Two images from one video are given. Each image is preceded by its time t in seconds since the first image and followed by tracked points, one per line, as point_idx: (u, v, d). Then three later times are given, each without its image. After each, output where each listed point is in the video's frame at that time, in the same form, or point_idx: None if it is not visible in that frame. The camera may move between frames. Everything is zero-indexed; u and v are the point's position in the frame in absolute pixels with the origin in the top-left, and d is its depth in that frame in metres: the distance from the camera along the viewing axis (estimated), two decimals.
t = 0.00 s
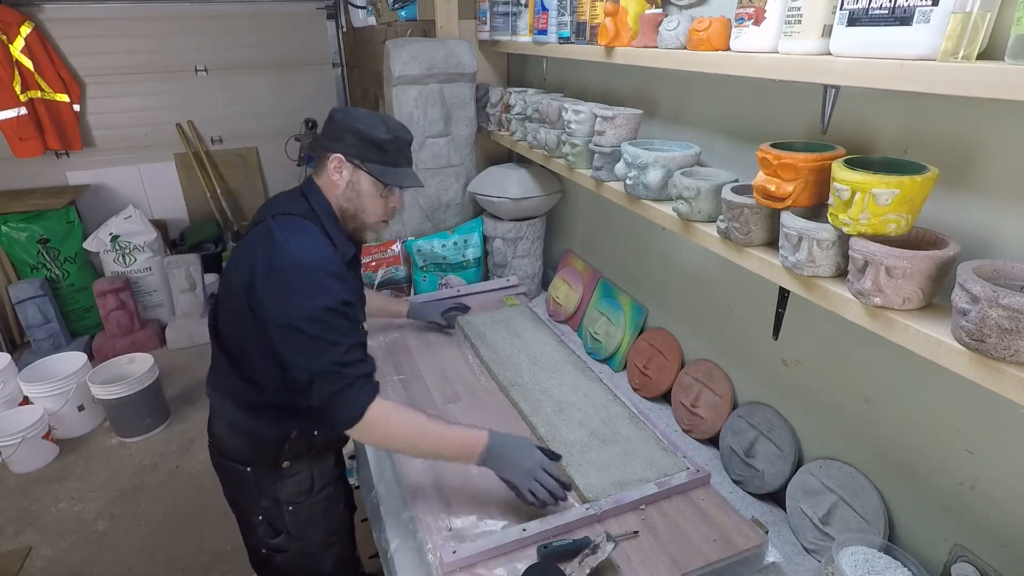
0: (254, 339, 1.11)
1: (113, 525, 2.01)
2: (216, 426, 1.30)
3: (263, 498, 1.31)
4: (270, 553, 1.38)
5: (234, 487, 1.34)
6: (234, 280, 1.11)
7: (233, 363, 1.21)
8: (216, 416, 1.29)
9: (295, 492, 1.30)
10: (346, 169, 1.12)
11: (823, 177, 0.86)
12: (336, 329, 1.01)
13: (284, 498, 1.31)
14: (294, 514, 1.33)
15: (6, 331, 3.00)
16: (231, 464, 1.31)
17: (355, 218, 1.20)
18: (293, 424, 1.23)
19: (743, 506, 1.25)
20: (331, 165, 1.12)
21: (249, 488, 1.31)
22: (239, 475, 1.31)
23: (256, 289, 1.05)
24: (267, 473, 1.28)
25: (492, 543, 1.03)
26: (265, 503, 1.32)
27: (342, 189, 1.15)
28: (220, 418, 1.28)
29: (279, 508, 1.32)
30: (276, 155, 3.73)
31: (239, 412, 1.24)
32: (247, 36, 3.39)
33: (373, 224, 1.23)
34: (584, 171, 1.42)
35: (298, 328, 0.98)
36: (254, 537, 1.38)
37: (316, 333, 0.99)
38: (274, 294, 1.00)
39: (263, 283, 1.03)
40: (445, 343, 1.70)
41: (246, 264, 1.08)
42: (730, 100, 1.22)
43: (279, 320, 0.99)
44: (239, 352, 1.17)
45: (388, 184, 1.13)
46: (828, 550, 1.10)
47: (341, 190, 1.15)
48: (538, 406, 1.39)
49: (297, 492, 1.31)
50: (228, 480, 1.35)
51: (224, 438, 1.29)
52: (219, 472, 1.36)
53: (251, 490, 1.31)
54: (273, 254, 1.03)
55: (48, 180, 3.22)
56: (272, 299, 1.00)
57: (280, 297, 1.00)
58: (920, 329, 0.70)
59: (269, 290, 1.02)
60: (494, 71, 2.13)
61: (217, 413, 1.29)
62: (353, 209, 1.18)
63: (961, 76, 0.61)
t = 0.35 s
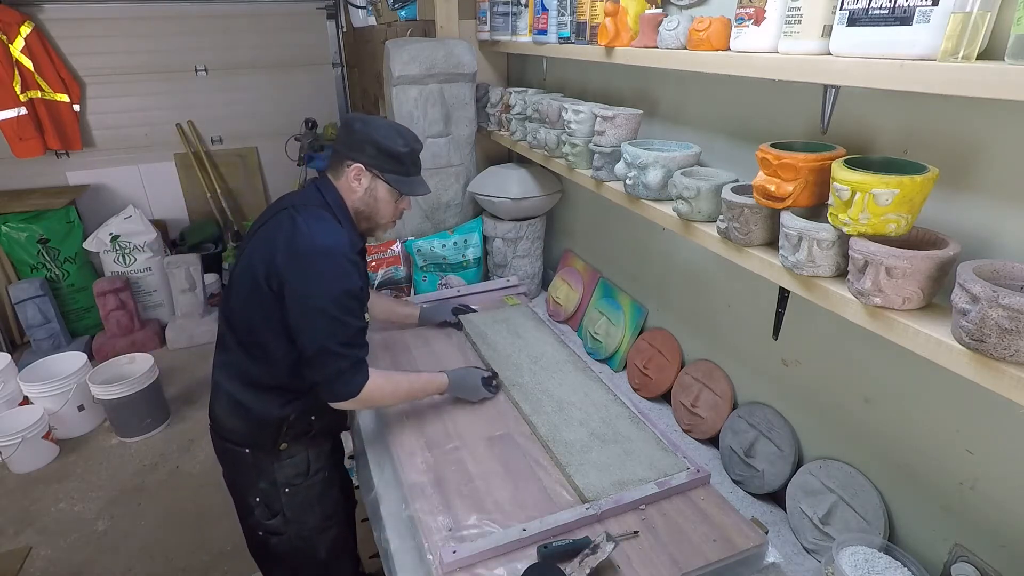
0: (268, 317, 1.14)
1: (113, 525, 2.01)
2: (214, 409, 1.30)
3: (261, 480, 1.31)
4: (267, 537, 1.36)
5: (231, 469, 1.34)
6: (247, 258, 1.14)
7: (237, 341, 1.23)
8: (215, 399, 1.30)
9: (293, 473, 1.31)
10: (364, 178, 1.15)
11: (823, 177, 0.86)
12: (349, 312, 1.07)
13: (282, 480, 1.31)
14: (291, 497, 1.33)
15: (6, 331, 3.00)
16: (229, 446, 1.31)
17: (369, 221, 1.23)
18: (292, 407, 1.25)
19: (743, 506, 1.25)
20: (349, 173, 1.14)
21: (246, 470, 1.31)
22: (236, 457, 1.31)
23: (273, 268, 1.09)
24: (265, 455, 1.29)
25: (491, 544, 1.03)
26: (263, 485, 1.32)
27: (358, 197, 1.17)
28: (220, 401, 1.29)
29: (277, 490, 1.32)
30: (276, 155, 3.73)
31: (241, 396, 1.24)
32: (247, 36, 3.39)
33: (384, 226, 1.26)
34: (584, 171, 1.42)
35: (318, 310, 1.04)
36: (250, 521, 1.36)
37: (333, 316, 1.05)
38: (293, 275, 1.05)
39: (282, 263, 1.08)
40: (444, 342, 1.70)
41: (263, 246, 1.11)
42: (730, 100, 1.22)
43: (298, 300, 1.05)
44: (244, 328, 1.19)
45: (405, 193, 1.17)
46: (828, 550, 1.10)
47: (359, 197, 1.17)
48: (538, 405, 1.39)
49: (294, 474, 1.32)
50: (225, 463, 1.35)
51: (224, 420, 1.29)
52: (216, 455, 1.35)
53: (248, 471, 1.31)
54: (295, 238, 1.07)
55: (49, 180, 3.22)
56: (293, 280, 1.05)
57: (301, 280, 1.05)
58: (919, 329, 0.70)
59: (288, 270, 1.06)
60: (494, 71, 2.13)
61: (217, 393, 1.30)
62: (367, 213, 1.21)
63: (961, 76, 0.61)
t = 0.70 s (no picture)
0: (271, 301, 1.15)
1: (113, 525, 2.01)
2: (214, 394, 1.31)
3: (259, 466, 1.31)
4: (265, 524, 1.36)
5: (230, 456, 1.34)
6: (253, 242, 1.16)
7: (239, 327, 1.24)
8: (215, 384, 1.30)
9: (290, 459, 1.30)
10: (370, 182, 1.16)
11: (823, 178, 0.86)
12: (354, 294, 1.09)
13: (279, 465, 1.31)
14: (289, 484, 1.32)
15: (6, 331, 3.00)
16: (228, 432, 1.31)
17: (371, 220, 1.25)
18: (291, 393, 1.25)
19: (743, 506, 1.25)
20: (354, 177, 1.16)
21: (245, 456, 1.32)
22: (235, 443, 1.31)
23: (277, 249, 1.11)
24: (263, 440, 1.29)
25: (491, 544, 1.03)
26: (262, 471, 1.32)
27: (361, 200, 1.19)
28: (220, 386, 1.30)
29: (274, 476, 1.31)
30: (277, 155, 3.73)
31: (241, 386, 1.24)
32: (247, 36, 3.39)
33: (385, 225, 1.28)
34: (584, 170, 1.43)
35: (324, 291, 1.06)
36: (249, 509, 1.36)
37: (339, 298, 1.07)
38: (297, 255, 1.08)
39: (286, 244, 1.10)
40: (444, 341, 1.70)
41: (270, 230, 1.13)
42: (730, 100, 1.22)
43: (305, 283, 1.07)
44: (248, 314, 1.20)
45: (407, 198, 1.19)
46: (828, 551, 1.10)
47: (364, 200, 1.19)
48: (538, 404, 1.39)
49: (292, 460, 1.31)
50: (223, 450, 1.35)
51: (223, 406, 1.29)
52: (215, 441, 1.35)
53: (247, 457, 1.31)
54: (304, 221, 1.09)
55: (49, 180, 3.22)
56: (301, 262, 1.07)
57: (309, 262, 1.06)
58: (919, 330, 0.69)
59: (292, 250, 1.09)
60: (494, 71, 2.13)
61: (217, 379, 1.30)
62: (370, 215, 1.23)
63: (961, 76, 0.61)
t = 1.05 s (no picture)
0: (271, 300, 1.15)
1: (113, 525, 2.01)
2: (216, 391, 1.31)
3: (260, 462, 1.32)
4: (266, 521, 1.37)
5: (232, 453, 1.35)
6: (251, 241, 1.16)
7: (239, 325, 1.24)
8: (217, 382, 1.31)
9: (290, 456, 1.30)
10: (361, 177, 1.15)
11: (823, 178, 0.86)
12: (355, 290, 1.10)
13: (279, 462, 1.31)
14: (289, 480, 1.33)
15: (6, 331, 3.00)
16: (230, 429, 1.32)
17: (364, 217, 1.22)
18: (291, 390, 1.25)
19: (743, 506, 1.25)
20: (345, 172, 1.14)
21: (246, 453, 1.32)
22: (236, 440, 1.32)
23: (276, 248, 1.11)
24: (263, 437, 1.30)
25: (491, 544, 1.03)
26: (262, 468, 1.32)
27: (354, 196, 1.17)
28: (221, 384, 1.30)
29: (274, 473, 1.32)
30: (277, 155, 3.73)
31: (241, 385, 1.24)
32: (248, 36, 3.39)
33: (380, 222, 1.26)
34: (584, 171, 1.43)
35: (328, 289, 1.07)
36: (251, 505, 1.37)
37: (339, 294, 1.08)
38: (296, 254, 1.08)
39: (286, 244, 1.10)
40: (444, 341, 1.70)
41: (266, 231, 1.13)
42: (730, 100, 1.22)
43: (305, 281, 1.07)
44: (248, 313, 1.20)
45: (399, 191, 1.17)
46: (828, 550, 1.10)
47: (355, 196, 1.17)
48: (539, 399, 1.39)
49: (292, 456, 1.31)
50: (225, 446, 1.35)
51: (224, 404, 1.30)
52: (217, 438, 1.36)
53: (248, 454, 1.32)
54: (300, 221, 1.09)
55: (49, 180, 3.22)
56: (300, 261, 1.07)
57: (308, 260, 1.06)
58: (919, 330, 0.69)
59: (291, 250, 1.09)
60: (494, 71, 2.13)
61: (219, 376, 1.30)
62: (363, 212, 1.21)
63: (960, 76, 0.61)
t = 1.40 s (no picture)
0: (265, 321, 1.15)
1: (113, 525, 2.01)
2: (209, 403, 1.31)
3: (254, 473, 1.31)
4: (263, 530, 1.37)
5: (227, 463, 1.35)
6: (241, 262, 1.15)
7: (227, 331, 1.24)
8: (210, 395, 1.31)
9: (284, 467, 1.30)
10: (350, 181, 1.13)
11: (823, 178, 0.86)
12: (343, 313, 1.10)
13: (274, 473, 1.31)
14: (284, 491, 1.32)
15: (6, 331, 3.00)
16: (224, 440, 1.32)
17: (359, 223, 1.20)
18: (283, 404, 1.24)
19: (743, 506, 1.25)
20: (335, 175, 1.13)
21: (241, 463, 1.32)
22: (230, 451, 1.32)
23: (268, 272, 1.10)
24: (257, 448, 1.29)
25: (491, 544, 1.03)
26: (257, 478, 1.32)
27: (345, 200, 1.16)
28: (214, 396, 1.29)
29: (269, 484, 1.31)
30: (277, 155, 3.73)
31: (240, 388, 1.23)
32: (248, 36, 3.39)
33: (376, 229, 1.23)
34: (584, 171, 1.43)
35: (321, 313, 1.07)
36: (247, 514, 1.37)
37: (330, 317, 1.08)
38: (289, 278, 1.07)
39: (277, 267, 1.09)
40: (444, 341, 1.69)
41: (256, 252, 1.12)
42: (730, 100, 1.22)
43: (293, 304, 1.07)
44: (241, 331, 1.20)
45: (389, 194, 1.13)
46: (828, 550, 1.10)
47: (347, 200, 1.16)
48: (540, 396, 1.39)
49: (286, 467, 1.31)
50: (219, 456, 1.35)
51: (216, 415, 1.29)
52: (211, 448, 1.36)
53: (242, 464, 1.31)
54: (290, 243, 1.08)
55: (49, 180, 3.22)
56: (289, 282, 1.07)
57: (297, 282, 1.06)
58: (919, 330, 0.69)
59: (283, 274, 1.08)
60: (495, 71, 2.13)
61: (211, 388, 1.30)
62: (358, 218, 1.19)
63: (960, 76, 0.61)
